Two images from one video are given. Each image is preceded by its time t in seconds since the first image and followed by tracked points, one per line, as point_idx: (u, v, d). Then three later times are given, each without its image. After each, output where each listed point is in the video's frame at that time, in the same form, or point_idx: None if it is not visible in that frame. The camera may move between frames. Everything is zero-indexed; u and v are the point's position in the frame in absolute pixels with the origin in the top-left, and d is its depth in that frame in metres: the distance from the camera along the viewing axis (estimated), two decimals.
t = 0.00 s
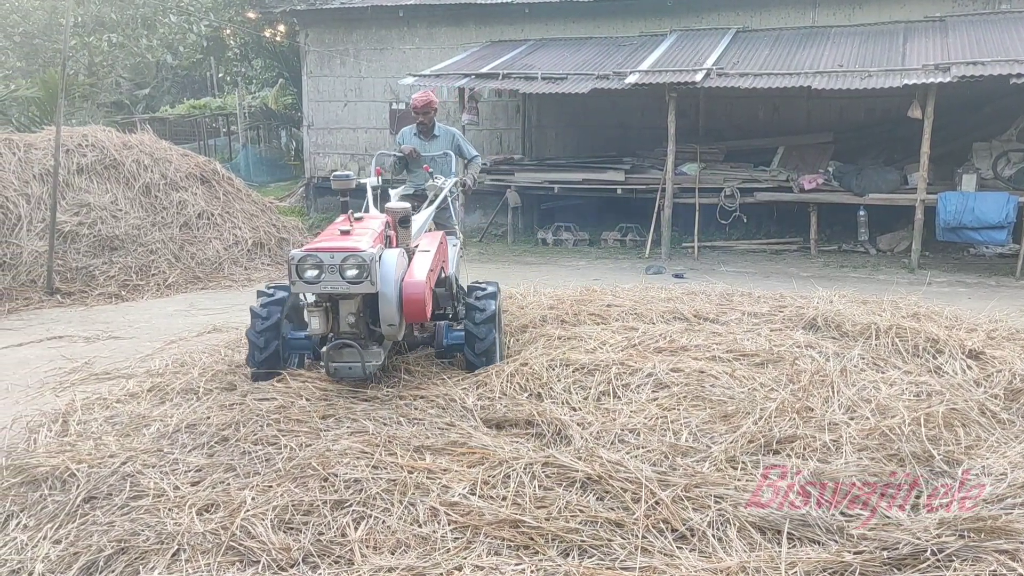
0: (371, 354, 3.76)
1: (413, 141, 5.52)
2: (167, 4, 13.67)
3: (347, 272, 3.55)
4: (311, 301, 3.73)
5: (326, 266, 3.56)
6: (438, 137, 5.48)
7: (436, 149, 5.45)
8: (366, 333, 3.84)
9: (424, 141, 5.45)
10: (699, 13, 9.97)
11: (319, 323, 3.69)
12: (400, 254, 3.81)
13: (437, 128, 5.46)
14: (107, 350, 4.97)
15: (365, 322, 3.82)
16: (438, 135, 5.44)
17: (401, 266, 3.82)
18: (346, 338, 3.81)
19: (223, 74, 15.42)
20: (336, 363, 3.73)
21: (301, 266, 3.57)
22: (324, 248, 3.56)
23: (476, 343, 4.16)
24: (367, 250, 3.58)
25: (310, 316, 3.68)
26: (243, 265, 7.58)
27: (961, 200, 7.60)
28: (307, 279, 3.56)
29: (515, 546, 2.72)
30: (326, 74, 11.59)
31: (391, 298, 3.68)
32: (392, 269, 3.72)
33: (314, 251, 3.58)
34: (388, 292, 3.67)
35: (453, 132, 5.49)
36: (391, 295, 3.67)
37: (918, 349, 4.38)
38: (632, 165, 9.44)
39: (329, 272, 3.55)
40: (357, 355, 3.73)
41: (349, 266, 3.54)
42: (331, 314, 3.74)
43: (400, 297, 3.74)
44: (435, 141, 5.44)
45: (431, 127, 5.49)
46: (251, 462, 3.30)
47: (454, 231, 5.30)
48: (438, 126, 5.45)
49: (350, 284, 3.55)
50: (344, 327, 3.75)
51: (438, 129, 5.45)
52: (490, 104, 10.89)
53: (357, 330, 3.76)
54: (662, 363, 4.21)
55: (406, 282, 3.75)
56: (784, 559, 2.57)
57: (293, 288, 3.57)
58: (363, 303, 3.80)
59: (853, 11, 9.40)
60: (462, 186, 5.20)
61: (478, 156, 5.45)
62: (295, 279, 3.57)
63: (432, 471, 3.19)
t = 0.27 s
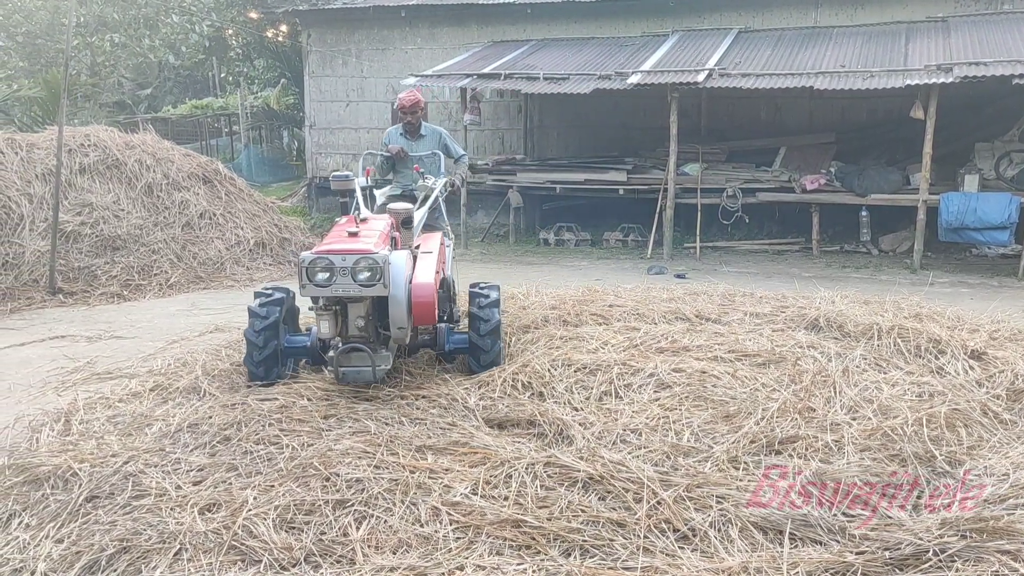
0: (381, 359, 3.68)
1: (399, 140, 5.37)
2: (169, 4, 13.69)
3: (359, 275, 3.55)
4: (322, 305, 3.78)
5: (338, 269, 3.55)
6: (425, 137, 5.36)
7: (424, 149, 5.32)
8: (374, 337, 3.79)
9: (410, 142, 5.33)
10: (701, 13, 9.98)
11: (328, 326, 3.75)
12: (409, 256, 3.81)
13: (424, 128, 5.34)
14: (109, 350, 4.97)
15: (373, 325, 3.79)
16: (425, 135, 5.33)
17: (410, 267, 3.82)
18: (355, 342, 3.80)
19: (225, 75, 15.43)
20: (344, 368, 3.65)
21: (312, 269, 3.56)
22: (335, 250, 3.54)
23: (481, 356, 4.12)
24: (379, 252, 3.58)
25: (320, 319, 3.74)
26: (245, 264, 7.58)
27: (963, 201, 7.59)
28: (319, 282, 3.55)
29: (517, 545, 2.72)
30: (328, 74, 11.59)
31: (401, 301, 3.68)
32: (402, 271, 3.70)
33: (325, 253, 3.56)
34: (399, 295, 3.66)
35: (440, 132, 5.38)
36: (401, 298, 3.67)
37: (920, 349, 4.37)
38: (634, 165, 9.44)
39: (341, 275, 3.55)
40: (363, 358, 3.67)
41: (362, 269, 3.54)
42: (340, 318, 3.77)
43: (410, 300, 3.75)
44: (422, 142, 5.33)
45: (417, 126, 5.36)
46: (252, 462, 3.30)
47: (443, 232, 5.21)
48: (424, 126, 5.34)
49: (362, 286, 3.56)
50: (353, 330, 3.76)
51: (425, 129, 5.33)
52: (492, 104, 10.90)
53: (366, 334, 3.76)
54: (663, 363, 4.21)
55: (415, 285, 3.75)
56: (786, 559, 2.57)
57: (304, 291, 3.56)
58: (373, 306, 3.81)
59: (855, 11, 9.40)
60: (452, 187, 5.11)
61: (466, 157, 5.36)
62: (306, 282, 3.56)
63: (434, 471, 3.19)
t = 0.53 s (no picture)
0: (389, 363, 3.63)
1: (386, 142, 5.32)
2: (171, 5, 13.71)
3: (371, 278, 3.47)
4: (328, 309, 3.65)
5: (348, 271, 3.46)
6: (412, 138, 5.32)
7: (410, 150, 5.27)
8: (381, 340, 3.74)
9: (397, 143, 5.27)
10: (702, 14, 9.98)
11: (337, 331, 3.61)
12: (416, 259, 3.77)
13: (411, 129, 5.30)
14: (111, 350, 4.98)
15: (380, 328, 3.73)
16: (412, 136, 5.29)
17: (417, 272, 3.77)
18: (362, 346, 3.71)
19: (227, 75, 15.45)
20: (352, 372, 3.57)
21: (322, 272, 3.46)
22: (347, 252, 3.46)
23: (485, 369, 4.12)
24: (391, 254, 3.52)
25: (328, 324, 3.60)
26: (247, 265, 7.59)
27: (965, 201, 7.59)
28: (329, 285, 3.46)
29: (518, 546, 2.72)
30: (330, 74, 11.60)
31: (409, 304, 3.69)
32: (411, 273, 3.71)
33: (335, 255, 3.47)
34: (407, 299, 3.70)
35: (427, 133, 5.34)
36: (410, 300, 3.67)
37: (921, 350, 4.37)
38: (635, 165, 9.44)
39: (351, 278, 3.46)
40: (372, 364, 3.59)
41: (374, 271, 3.46)
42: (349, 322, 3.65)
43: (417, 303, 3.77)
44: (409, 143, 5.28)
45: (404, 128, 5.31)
46: (254, 462, 3.31)
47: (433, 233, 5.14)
48: (410, 127, 5.31)
49: (373, 290, 3.48)
50: (360, 334, 3.67)
51: (412, 130, 5.29)
52: (494, 105, 10.90)
53: (374, 338, 3.69)
54: (665, 364, 4.22)
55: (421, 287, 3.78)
56: (787, 560, 2.57)
57: (313, 295, 3.46)
58: (380, 309, 3.72)
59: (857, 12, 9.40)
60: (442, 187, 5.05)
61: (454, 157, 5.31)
62: (315, 285, 3.46)
63: (435, 472, 3.19)
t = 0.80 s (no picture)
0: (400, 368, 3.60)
1: (371, 143, 5.13)
2: (172, 5, 13.72)
3: (384, 280, 3.45)
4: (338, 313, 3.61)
5: (361, 274, 3.43)
6: (398, 139, 5.13)
7: (397, 152, 5.08)
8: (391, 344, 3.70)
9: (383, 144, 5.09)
10: (703, 14, 9.98)
11: (348, 335, 3.58)
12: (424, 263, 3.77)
13: (397, 130, 5.12)
14: (112, 350, 4.98)
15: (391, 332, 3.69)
16: (398, 136, 5.10)
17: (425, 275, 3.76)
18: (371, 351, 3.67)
19: (228, 76, 15.45)
20: (362, 377, 3.53)
21: (335, 276, 3.42)
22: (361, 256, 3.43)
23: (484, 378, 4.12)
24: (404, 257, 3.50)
25: (339, 328, 3.56)
26: (248, 265, 7.59)
27: (966, 202, 7.59)
28: (342, 289, 3.42)
29: (519, 546, 2.72)
30: (331, 75, 11.59)
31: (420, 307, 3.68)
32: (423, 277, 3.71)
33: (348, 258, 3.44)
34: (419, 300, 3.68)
35: (414, 133, 5.16)
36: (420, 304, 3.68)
37: (922, 350, 4.37)
38: (636, 166, 9.44)
39: (365, 281, 3.44)
40: (382, 369, 3.55)
41: (389, 275, 3.44)
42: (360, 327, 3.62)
43: (427, 307, 3.79)
44: (395, 144, 5.10)
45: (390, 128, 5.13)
46: (254, 462, 3.30)
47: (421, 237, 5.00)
48: (398, 127, 5.11)
49: (386, 293, 3.45)
50: (371, 339, 3.63)
51: (399, 130, 5.11)
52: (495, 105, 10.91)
53: (384, 342, 3.65)
54: (665, 364, 4.22)
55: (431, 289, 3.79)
56: (788, 561, 2.57)
57: (326, 299, 3.42)
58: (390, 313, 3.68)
59: (858, 12, 9.41)
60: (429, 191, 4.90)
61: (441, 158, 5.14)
62: (327, 289, 3.42)
63: (436, 472, 3.19)
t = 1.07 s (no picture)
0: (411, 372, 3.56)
1: (356, 144, 5.02)
2: (173, 6, 13.74)
3: (398, 283, 3.40)
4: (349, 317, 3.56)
5: (375, 277, 3.38)
6: (384, 142, 5.04)
7: (383, 155, 4.99)
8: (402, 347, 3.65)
9: (368, 146, 4.99)
10: (704, 15, 9.98)
11: (360, 339, 3.52)
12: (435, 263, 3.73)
13: (383, 133, 5.03)
14: (112, 351, 4.98)
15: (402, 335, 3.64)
16: (384, 139, 5.01)
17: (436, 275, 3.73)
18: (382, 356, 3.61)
19: (229, 76, 15.46)
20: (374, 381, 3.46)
21: (349, 280, 3.37)
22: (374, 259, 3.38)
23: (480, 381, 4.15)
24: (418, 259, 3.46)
25: (351, 332, 3.52)
26: (248, 266, 7.59)
27: (966, 203, 7.59)
28: (355, 291, 3.37)
29: (519, 547, 2.72)
30: (331, 75, 11.60)
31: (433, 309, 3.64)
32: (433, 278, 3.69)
33: (362, 261, 3.38)
34: (431, 305, 3.74)
35: (401, 137, 5.07)
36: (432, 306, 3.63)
37: (923, 351, 4.37)
38: (637, 167, 9.44)
39: (378, 284, 3.38)
40: (391, 373, 3.52)
41: (404, 277, 3.40)
42: (372, 331, 3.56)
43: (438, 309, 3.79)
44: (381, 146, 5.01)
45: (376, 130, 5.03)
46: (255, 463, 3.31)
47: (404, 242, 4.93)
48: (382, 130, 5.02)
49: (400, 295, 3.40)
50: (382, 343, 3.57)
51: (385, 133, 5.02)
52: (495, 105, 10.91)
53: (395, 345, 3.59)
54: (666, 365, 4.22)
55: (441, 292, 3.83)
56: (788, 561, 2.57)
57: (339, 302, 3.36)
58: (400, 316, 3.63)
59: (858, 13, 9.42)
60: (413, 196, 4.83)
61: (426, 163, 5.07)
62: (341, 293, 3.36)
63: (436, 472, 3.19)
